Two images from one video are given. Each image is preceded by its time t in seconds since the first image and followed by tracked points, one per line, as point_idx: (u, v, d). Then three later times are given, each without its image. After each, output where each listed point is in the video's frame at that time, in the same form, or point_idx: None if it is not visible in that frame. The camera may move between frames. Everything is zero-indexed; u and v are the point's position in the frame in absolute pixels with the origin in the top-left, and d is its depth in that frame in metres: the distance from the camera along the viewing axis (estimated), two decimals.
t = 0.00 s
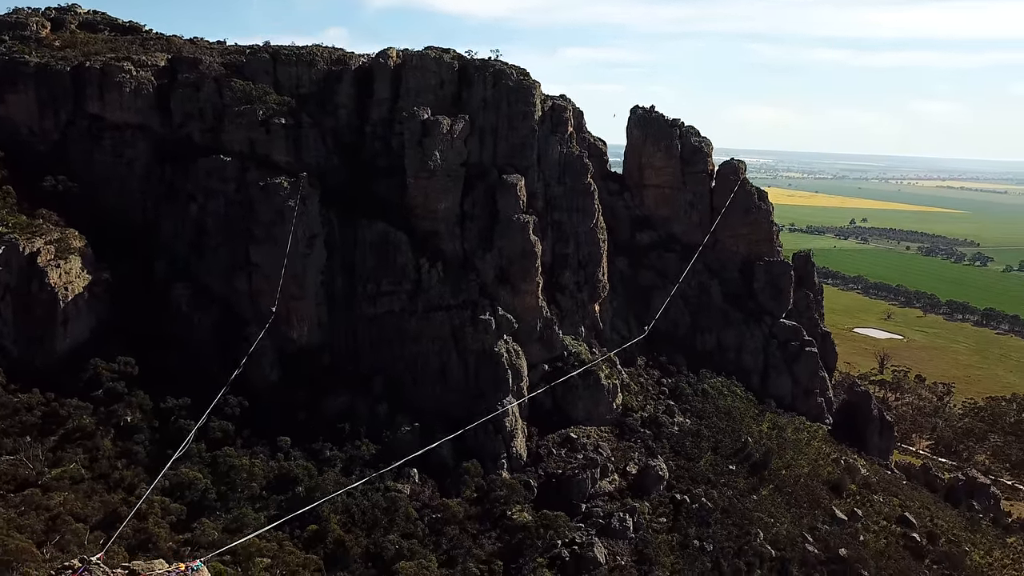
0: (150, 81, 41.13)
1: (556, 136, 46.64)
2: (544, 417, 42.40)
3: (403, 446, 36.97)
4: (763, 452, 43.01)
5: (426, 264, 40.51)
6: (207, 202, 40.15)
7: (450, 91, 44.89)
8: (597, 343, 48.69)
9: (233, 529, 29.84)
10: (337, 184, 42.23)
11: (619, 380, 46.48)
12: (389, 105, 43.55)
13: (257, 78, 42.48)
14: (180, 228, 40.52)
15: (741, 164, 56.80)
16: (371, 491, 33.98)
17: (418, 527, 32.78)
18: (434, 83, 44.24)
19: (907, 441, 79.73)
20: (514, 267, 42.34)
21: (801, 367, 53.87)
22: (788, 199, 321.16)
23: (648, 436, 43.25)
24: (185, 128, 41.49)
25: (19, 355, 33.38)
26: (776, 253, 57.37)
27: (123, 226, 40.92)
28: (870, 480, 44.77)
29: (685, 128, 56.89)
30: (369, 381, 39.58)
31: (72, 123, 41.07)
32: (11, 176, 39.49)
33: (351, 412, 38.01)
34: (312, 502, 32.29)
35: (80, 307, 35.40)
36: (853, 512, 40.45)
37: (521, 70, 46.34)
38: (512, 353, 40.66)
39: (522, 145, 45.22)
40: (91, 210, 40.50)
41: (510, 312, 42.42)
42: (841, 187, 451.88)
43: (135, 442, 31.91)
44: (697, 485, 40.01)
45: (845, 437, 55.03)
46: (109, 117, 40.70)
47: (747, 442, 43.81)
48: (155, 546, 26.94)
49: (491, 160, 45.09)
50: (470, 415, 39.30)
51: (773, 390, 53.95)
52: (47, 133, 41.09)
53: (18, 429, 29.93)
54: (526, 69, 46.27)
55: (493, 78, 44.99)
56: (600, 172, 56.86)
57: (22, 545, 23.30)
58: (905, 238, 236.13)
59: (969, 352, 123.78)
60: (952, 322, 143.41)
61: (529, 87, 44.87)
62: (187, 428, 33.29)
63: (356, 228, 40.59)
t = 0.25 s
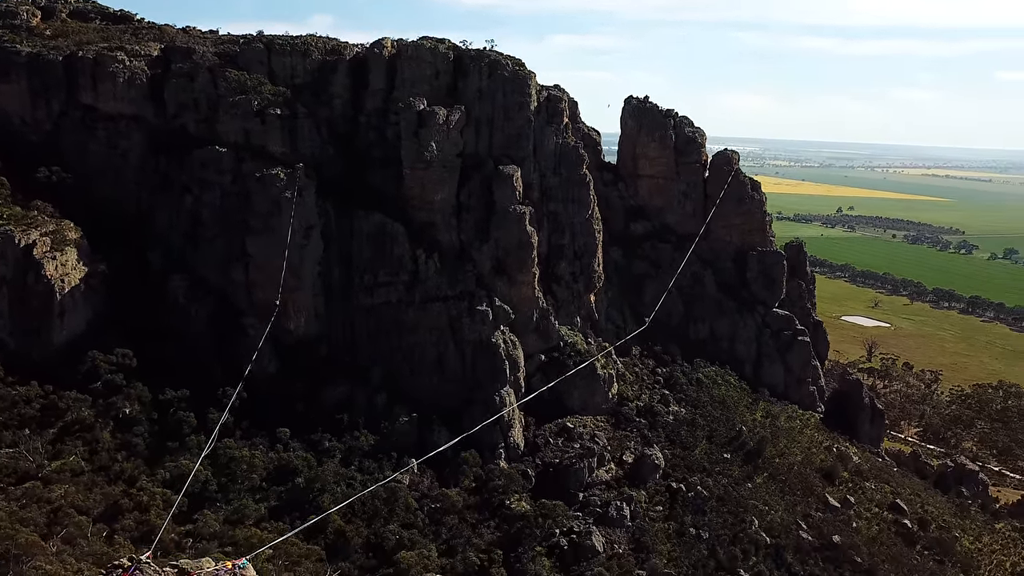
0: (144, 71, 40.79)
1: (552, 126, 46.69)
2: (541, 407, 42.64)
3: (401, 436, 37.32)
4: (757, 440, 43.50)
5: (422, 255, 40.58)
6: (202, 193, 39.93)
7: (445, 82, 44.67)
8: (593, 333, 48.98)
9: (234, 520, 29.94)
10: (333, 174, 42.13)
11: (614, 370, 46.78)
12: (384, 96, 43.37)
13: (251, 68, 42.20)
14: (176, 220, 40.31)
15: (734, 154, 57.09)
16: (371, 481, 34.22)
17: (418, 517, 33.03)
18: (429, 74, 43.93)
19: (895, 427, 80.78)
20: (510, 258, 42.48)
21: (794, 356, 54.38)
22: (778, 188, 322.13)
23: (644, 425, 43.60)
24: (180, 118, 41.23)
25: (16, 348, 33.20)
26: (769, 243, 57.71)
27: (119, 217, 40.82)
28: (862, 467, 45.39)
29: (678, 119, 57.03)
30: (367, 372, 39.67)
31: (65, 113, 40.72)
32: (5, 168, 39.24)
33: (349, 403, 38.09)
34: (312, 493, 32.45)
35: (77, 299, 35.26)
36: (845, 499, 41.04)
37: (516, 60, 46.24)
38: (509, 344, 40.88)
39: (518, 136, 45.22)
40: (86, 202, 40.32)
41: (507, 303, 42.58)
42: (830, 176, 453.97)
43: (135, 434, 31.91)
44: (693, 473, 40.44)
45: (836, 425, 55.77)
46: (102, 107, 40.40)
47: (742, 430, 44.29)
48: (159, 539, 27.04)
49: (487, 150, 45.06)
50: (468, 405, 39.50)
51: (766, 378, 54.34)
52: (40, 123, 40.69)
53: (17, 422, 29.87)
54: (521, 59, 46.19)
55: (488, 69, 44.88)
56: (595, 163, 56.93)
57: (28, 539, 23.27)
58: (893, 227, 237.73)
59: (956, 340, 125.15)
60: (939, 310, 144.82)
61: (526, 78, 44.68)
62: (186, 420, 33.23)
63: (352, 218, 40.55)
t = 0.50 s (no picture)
0: (138, 61, 40.40)
1: (548, 117, 46.71)
2: (538, 397, 42.89)
3: (399, 427, 37.51)
4: (751, 429, 43.96)
5: (419, 246, 40.67)
6: (198, 184, 39.29)
7: (440, 73, 44.54)
8: (589, 323, 49.22)
9: (236, 511, 30.02)
10: (328, 166, 41.82)
11: (610, 360, 46.99)
12: (379, 87, 43.27)
13: (246, 59, 42.18)
14: (172, 211, 39.47)
15: (728, 144, 57.35)
16: (370, 472, 34.46)
17: (418, 507, 33.24)
18: (424, 64, 43.92)
19: (884, 415, 81.75)
20: (507, 249, 42.63)
21: (786, 345, 54.94)
22: (769, 177, 322.94)
23: (639, 415, 43.94)
24: (174, 109, 40.88)
25: (13, 340, 33.37)
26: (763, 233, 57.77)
27: (114, 209, 40.72)
28: (855, 455, 45.98)
29: (673, 109, 57.17)
30: (365, 363, 39.48)
31: (57, 103, 40.23)
32: None
33: (347, 394, 38.08)
34: (312, 484, 32.60)
35: (74, 291, 35.09)
36: (839, 486, 41.55)
37: (511, 50, 46.15)
38: (506, 334, 40.83)
39: (514, 127, 45.23)
40: (82, 194, 40.22)
41: (504, 294, 42.60)
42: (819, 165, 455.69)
43: (134, 426, 31.90)
44: (689, 462, 40.83)
45: (832, 416, 55.46)
46: (96, 98, 40.06)
47: (736, 419, 44.78)
48: (162, 531, 27.10)
49: (483, 141, 44.77)
50: (465, 395, 39.52)
51: (758, 367, 55.13)
52: (31, 114, 40.21)
53: (16, 415, 30.28)
54: (517, 50, 46.08)
55: (484, 59, 44.76)
56: (589, 153, 56.98)
57: (32, 531, 23.26)
58: (882, 216, 239.07)
59: (944, 328, 126.39)
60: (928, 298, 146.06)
61: (521, 69, 44.69)
62: (186, 412, 33.18)
63: (348, 208, 40.72)
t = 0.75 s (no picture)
0: (131, 51, 40.07)
1: (544, 108, 46.76)
2: (534, 387, 43.25)
3: (397, 418, 37.66)
4: (746, 418, 44.40)
5: (416, 237, 40.66)
6: (193, 175, 39.05)
7: (436, 63, 44.48)
8: (584, 313, 49.46)
9: (236, 503, 30.14)
10: (323, 156, 41.57)
11: (606, 350, 47.29)
12: (374, 77, 42.90)
13: (240, 49, 41.93)
14: (167, 203, 39.27)
15: (721, 135, 57.67)
16: (369, 462, 34.63)
17: (418, 498, 33.44)
18: (420, 55, 43.78)
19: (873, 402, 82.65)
20: (503, 240, 42.69)
21: (780, 335, 55.34)
22: (759, 163, 322.68)
23: (635, 404, 44.29)
24: (168, 99, 40.58)
25: (9, 333, 33.24)
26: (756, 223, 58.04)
27: (110, 200, 40.47)
28: (847, 443, 46.54)
29: (667, 99, 57.27)
30: (362, 354, 39.48)
31: (49, 94, 39.90)
32: None
33: (345, 384, 38.31)
34: (312, 474, 32.68)
35: (71, 284, 34.93)
36: (832, 474, 42.11)
37: (507, 41, 46.07)
38: (503, 325, 40.98)
39: (510, 118, 45.22)
40: (77, 186, 39.99)
41: (501, 285, 42.73)
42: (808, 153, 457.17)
43: (133, 418, 31.91)
44: (684, 451, 41.23)
45: (823, 403, 56.68)
46: (89, 88, 39.76)
47: (730, 408, 45.22)
48: (164, 523, 27.19)
49: (479, 131, 44.51)
50: (463, 385, 39.64)
51: (751, 356, 55.59)
52: (24, 105, 39.89)
53: (14, 408, 30.21)
54: (512, 41, 46.05)
55: (480, 50, 44.69)
56: (583, 144, 56.99)
57: (38, 522, 23.32)
58: (871, 204, 240.23)
59: (932, 316, 127.63)
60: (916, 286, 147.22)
61: (517, 59, 44.52)
62: (185, 404, 33.20)
63: (345, 200, 40.54)
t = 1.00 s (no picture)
0: (124, 41, 39.69)
1: (540, 99, 46.78)
2: (531, 377, 43.46)
3: (395, 409, 37.87)
4: (740, 406, 44.85)
5: (413, 229, 40.58)
6: (188, 167, 38.79)
7: (431, 54, 44.22)
8: (580, 304, 49.72)
9: (238, 494, 30.28)
10: (319, 147, 41.33)
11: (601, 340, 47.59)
12: (369, 68, 42.78)
13: (235, 40, 41.79)
14: (162, 195, 38.98)
15: (714, 125, 57.85)
16: (369, 453, 34.80)
17: (418, 488, 33.68)
18: (415, 45, 43.40)
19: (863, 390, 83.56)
20: (500, 231, 42.80)
21: (773, 324, 55.81)
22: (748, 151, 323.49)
23: (631, 393, 44.66)
24: (162, 90, 40.26)
25: (7, 325, 33.18)
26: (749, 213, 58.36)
27: (105, 191, 40.20)
28: (839, 431, 47.14)
29: (661, 90, 57.37)
30: (359, 345, 39.62)
31: (42, 85, 39.54)
32: None
33: (343, 375, 38.50)
34: (312, 466, 32.84)
35: (68, 276, 34.82)
36: (825, 462, 42.70)
37: (502, 31, 45.92)
38: (500, 316, 41.22)
39: (505, 108, 45.16)
40: (72, 177, 39.78)
41: (498, 276, 42.90)
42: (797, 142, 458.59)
43: (133, 411, 31.93)
44: (680, 440, 41.67)
45: (815, 391, 57.35)
46: (82, 79, 39.41)
47: (725, 398, 45.67)
48: (167, 515, 27.29)
49: (474, 122, 44.51)
50: (461, 376, 39.83)
51: (745, 345, 56.05)
52: (16, 95, 39.49)
53: (13, 401, 30.14)
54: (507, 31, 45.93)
55: (475, 41, 44.52)
56: (578, 134, 57.00)
57: (45, 515, 23.40)
58: (860, 193, 241.48)
59: (919, 304, 128.87)
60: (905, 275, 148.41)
61: (512, 50, 44.46)
62: (184, 396, 33.23)
63: (341, 190, 40.44)
